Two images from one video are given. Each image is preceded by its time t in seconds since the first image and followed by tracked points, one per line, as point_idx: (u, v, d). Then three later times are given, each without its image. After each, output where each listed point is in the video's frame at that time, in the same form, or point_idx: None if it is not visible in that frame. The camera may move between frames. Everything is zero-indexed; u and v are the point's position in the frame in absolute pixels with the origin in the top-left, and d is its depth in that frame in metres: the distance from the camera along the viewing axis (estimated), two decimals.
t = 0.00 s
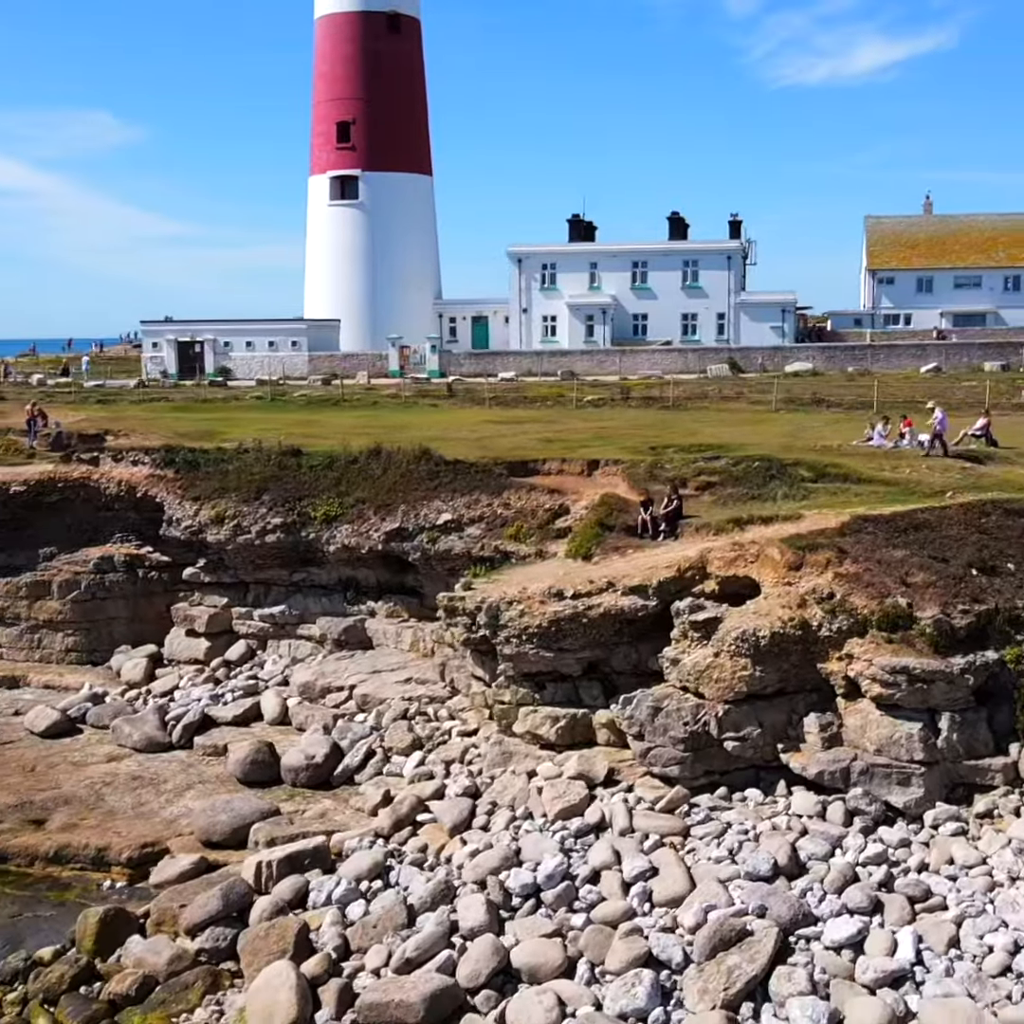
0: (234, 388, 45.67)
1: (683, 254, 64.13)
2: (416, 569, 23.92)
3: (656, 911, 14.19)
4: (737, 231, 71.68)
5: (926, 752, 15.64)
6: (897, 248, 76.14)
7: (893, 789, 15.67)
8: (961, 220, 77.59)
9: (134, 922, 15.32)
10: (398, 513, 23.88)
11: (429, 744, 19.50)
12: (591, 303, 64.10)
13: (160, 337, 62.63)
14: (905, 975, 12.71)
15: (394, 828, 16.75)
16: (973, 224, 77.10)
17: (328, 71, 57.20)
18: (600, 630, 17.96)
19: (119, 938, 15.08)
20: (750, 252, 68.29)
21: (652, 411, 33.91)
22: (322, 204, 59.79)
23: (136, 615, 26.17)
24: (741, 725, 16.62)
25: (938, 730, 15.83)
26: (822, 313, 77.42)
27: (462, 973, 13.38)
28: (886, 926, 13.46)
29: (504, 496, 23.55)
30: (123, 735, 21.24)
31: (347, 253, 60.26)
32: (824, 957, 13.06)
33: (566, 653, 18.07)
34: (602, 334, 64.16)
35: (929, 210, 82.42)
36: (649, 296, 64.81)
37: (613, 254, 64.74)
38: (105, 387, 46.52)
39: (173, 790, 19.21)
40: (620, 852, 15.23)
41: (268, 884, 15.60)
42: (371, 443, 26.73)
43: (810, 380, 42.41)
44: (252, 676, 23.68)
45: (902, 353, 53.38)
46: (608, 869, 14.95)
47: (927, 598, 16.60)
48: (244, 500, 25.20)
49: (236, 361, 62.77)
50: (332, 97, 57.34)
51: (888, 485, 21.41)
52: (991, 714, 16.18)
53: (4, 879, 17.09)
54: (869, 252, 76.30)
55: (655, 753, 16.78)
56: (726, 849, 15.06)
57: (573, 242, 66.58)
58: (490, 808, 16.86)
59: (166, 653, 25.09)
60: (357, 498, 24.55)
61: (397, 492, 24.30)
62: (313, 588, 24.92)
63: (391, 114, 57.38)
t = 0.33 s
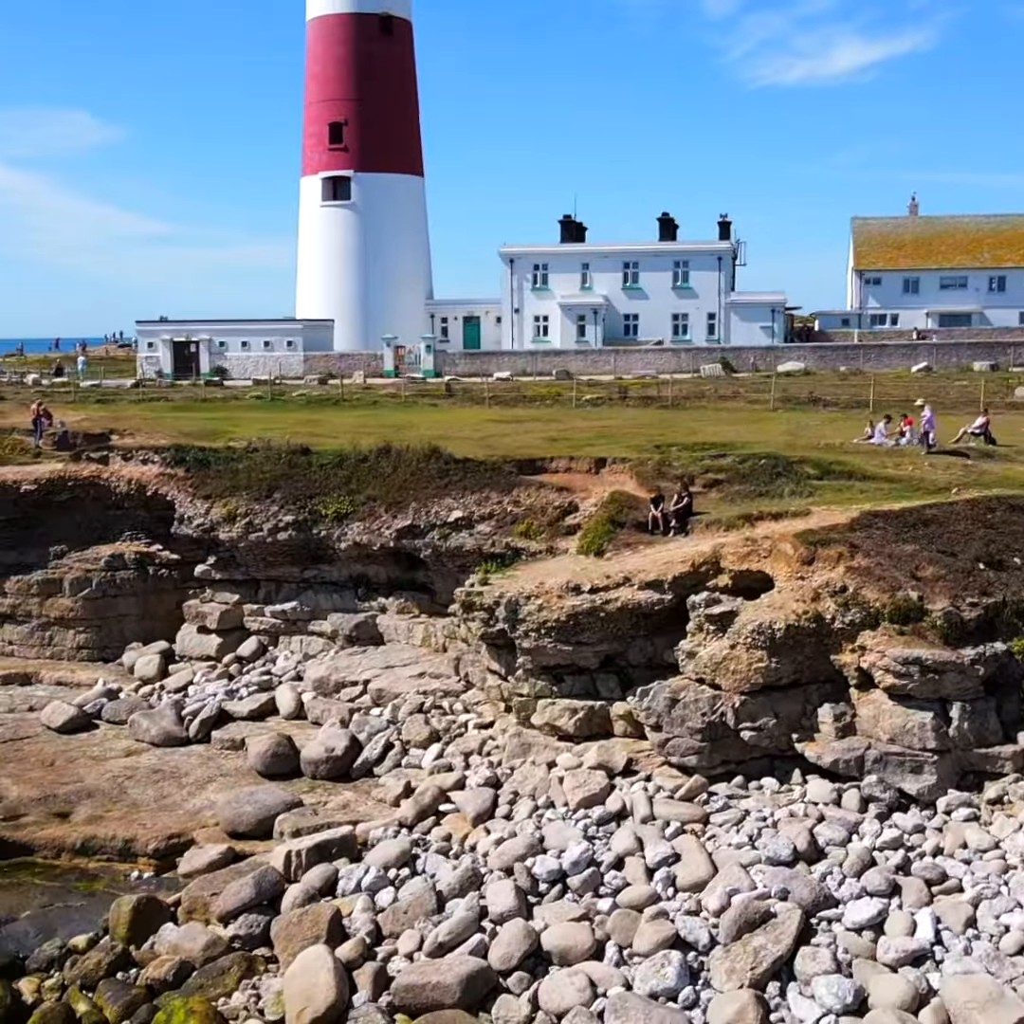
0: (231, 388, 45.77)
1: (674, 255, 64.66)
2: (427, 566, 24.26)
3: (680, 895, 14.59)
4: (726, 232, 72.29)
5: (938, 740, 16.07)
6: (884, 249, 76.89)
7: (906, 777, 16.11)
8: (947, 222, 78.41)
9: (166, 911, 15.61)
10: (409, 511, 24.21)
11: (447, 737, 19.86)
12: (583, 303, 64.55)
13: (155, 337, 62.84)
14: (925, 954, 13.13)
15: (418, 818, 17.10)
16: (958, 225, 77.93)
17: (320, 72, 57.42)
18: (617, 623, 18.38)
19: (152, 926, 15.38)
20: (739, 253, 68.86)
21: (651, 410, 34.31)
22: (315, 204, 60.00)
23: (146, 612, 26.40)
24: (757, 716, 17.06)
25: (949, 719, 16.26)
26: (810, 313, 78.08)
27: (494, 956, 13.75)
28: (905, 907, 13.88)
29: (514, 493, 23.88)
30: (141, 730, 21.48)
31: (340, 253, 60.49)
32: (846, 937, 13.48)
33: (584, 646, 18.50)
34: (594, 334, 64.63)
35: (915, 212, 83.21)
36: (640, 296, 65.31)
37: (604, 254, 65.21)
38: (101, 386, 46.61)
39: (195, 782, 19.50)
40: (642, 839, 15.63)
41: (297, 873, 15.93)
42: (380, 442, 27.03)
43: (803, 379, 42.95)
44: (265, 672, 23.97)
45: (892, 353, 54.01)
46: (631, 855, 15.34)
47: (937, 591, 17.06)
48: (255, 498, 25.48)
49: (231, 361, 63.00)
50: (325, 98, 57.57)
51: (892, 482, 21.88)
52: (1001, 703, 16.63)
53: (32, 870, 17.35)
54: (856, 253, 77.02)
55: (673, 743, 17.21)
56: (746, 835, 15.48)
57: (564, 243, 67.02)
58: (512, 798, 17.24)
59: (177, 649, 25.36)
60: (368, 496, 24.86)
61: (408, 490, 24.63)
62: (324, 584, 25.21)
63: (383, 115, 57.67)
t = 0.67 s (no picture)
0: (224, 387, 45.88)
1: (660, 255, 65.28)
2: (432, 562, 24.61)
3: (697, 878, 15.04)
4: (710, 233, 73.01)
5: (943, 727, 16.57)
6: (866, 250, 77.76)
7: (912, 763, 16.60)
8: (928, 223, 79.38)
9: (192, 898, 15.94)
10: (416, 508, 24.59)
11: (458, 728, 20.25)
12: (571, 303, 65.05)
13: (146, 337, 62.91)
14: (937, 931, 13.59)
15: (436, 806, 17.49)
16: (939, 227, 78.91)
17: (308, 74, 57.67)
18: (628, 616, 18.85)
19: (179, 913, 15.70)
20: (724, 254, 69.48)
21: (646, 409, 34.79)
22: (303, 204, 60.23)
23: (152, 609, 26.65)
24: (766, 705, 17.54)
25: (953, 707, 16.78)
26: (792, 313, 78.86)
27: (520, 937, 14.16)
28: (916, 887, 14.37)
29: (519, 491, 24.28)
30: (154, 724, 21.74)
31: (329, 253, 60.74)
32: (861, 916, 13.96)
33: (595, 639, 18.95)
34: (582, 334, 65.14)
35: (896, 214, 84.16)
36: (626, 297, 65.85)
37: (591, 254, 65.75)
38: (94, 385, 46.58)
39: (211, 774, 19.81)
40: (658, 824, 16.07)
41: (321, 860, 16.30)
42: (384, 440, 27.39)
43: (793, 379, 43.56)
44: (274, 667, 24.28)
45: (877, 353, 54.74)
46: (648, 840, 15.78)
47: (940, 583, 17.59)
48: (262, 495, 25.79)
49: (222, 361, 63.12)
50: (313, 100, 57.83)
51: (890, 478, 22.43)
52: (1002, 692, 17.16)
53: (55, 861, 17.61)
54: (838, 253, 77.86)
55: (684, 732, 17.67)
56: (759, 819, 15.95)
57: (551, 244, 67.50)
58: (528, 787, 17.66)
59: (184, 646, 25.65)
60: (373, 494, 25.22)
61: (414, 487, 25.01)
62: (330, 580, 25.52)
63: (371, 116, 57.97)
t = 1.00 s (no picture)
0: (213, 385, 45.93)
1: (643, 256, 65.93)
2: (434, 558, 25.01)
3: (708, 859, 15.53)
4: (692, 235, 73.80)
5: (941, 713, 17.13)
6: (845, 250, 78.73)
7: (912, 748, 17.15)
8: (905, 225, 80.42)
9: (214, 884, 16.30)
10: (418, 505, 24.99)
11: (466, 719, 20.68)
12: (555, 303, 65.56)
13: (134, 337, 62.96)
14: (942, 907, 14.11)
15: (449, 794, 17.91)
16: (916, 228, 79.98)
17: (292, 75, 57.88)
18: (633, 608, 19.36)
19: (201, 899, 16.05)
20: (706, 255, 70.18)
21: (636, 408, 35.31)
22: (289, 205, 60.46)
23: (154, 605, 26.87)
24: (770, 693, 18.05)
25: (951, 694, 17.35)
26: (772, 313, 79.68)
27: (539, 918, 14.60)
28: (920, 866, 14.90)
29: (520, 487, 24.73)
30: (163, 717, 22.04)
31: (315, 253, 60.99)
32: (868, 894, 14.48)
33: (602, 630, 19.44)
34: (565, 334, 65.66)
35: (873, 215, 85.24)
36: (609, 297, 66.41)
37: (575, 255, 66.29)
38: (84, 384, 46.54)
39: (224, 765, 20.14)
40: (668, 809, 16.55)
41: (339, 847, 16.69)
42: (384, 439, 27.77)
43: (778, 379, 44.20)
44: (278, 661, 24.56)
45: (859, 353, 55.50)
46: (659, 824, 16.25)
47: (937, 575, 18.17)
48: (265, 492, 26.11)
49: (210, 361, 63.17)
50: (297, 101, 58.06)
51: (883, 474, 23.02)
52: (997, 679, 17.74)
53: (73, 850, 17.90)
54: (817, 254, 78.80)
55: (690, 721, 18.16)
56: (766, 803, 16.47)
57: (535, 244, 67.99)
58: (538, 774, 18.11)
59: (187, 641, 25.92)
60: (375, 491, 25.60)
61: (415, 484, 25.40)
62: (332, 576, 25.86)
63: (355, 117, 58.26)
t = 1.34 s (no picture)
0: (201, 384, 46.02)
1: (623, 257, 66.56)
2: (432, 554, 25.43)
3: (715, 841, 16.05)
4: (671, 236, 74.56)
5: (936, 700, 17.74)
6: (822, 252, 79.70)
7: (907, 733, 17.75)
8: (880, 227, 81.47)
9: (231, 870, 16.69)
10: (417, 501, 25.41)
11: (470, 710, 21.13)
12: (537, 303, 66.08)
13: (119, 337, 62.98)
14: (942, 884, 14.69)
15: (458, 782, 18.36)
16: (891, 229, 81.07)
17: (275, 77, 58.07)
18: (636, 600, 19.89)
19: (220, 884, 16.44)
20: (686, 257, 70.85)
21: (626, 407, 35.84)
22: (272, 205, 60.66)
23: (155, 602, 27.09)
24: (770, 681, 18.61)
25: (945, 681, 17.96)
26: (750, 314, 80.53)
27: (554, 898, 15.09)
28: (919, 846, 15.48)
29: (518, 484, 25.20)
30: (169, 711, 22.34)
31: (298, 253, 61.22)
32: (870, 872, 15.04)
33: (605, 622, 19.95)
34: (547, 334, 66.21)
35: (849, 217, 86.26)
36: (590, 297, 67.01)
37: (556, 255, 66.83)
38: (73, 384, 46.51)
39: (233, 756, 20.49)
40: (674, 793, 17.08)
41: (354, 833, 17.13)
42: (382, 437, 28.15)
43: (762, 379, 44.86)
44: (280, 655, 24.87)
45: (838, 353, 56.32)
46: (666, 808, 16.77)
47: (930, 566, 18.79)
48: (265, 490, 26.41)
49: (196, 361, 63.28)
50: (279, 102, 58.26)
51: (873, 470, 23.66)
52: (988, 666, 18.38)
53: (89, 840, 18.22)
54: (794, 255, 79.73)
55: (693, 709, 18.76)
56: (768, 787, 17.03)
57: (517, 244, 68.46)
58: (545, 762, 18.59)
59: (189, 637, 26.21)
60: (375, 488, 25.98)
61: (415, 481, 25.81)
62: (332, 572, 26.23)
63: (338, 118, 58.51)
